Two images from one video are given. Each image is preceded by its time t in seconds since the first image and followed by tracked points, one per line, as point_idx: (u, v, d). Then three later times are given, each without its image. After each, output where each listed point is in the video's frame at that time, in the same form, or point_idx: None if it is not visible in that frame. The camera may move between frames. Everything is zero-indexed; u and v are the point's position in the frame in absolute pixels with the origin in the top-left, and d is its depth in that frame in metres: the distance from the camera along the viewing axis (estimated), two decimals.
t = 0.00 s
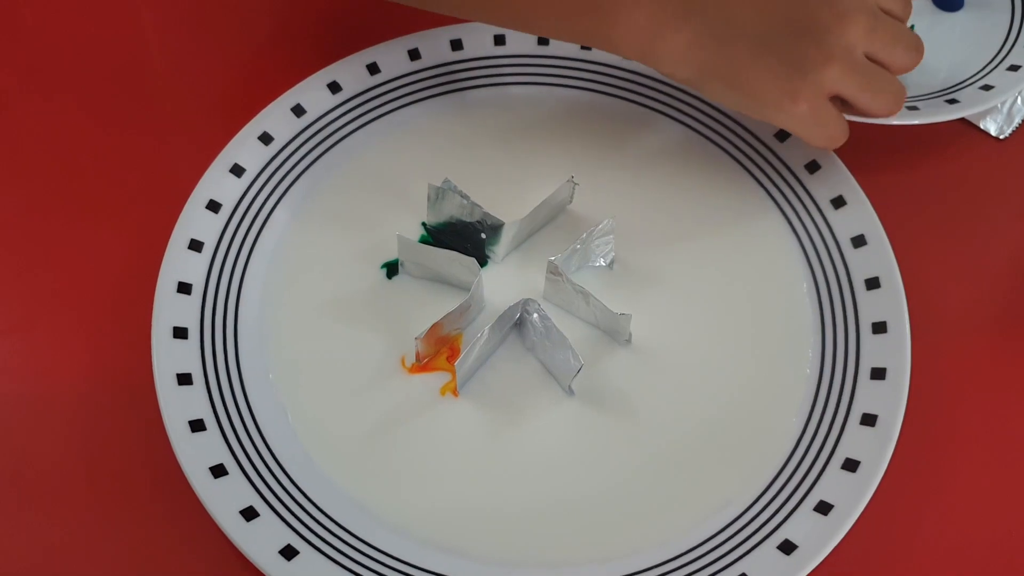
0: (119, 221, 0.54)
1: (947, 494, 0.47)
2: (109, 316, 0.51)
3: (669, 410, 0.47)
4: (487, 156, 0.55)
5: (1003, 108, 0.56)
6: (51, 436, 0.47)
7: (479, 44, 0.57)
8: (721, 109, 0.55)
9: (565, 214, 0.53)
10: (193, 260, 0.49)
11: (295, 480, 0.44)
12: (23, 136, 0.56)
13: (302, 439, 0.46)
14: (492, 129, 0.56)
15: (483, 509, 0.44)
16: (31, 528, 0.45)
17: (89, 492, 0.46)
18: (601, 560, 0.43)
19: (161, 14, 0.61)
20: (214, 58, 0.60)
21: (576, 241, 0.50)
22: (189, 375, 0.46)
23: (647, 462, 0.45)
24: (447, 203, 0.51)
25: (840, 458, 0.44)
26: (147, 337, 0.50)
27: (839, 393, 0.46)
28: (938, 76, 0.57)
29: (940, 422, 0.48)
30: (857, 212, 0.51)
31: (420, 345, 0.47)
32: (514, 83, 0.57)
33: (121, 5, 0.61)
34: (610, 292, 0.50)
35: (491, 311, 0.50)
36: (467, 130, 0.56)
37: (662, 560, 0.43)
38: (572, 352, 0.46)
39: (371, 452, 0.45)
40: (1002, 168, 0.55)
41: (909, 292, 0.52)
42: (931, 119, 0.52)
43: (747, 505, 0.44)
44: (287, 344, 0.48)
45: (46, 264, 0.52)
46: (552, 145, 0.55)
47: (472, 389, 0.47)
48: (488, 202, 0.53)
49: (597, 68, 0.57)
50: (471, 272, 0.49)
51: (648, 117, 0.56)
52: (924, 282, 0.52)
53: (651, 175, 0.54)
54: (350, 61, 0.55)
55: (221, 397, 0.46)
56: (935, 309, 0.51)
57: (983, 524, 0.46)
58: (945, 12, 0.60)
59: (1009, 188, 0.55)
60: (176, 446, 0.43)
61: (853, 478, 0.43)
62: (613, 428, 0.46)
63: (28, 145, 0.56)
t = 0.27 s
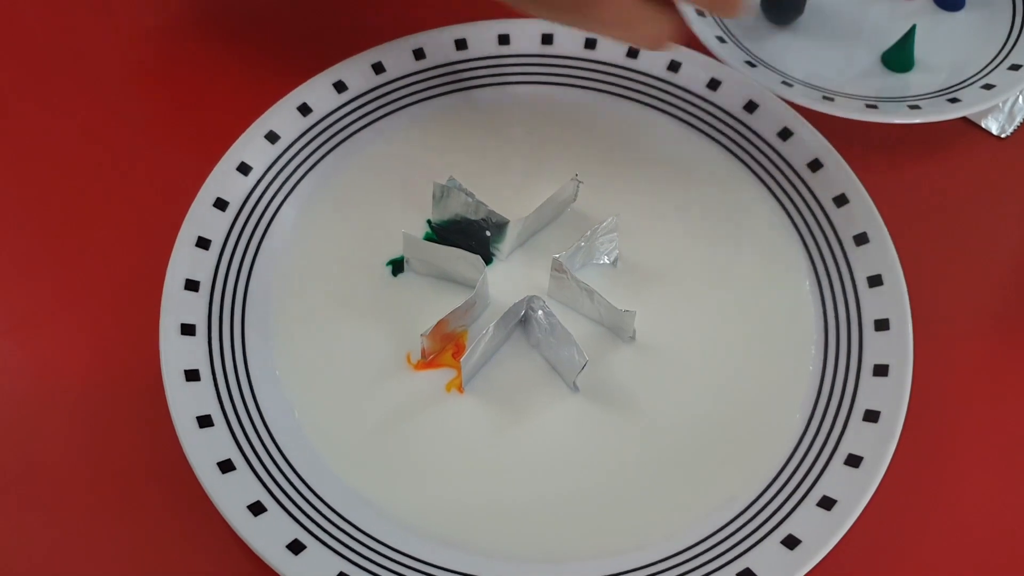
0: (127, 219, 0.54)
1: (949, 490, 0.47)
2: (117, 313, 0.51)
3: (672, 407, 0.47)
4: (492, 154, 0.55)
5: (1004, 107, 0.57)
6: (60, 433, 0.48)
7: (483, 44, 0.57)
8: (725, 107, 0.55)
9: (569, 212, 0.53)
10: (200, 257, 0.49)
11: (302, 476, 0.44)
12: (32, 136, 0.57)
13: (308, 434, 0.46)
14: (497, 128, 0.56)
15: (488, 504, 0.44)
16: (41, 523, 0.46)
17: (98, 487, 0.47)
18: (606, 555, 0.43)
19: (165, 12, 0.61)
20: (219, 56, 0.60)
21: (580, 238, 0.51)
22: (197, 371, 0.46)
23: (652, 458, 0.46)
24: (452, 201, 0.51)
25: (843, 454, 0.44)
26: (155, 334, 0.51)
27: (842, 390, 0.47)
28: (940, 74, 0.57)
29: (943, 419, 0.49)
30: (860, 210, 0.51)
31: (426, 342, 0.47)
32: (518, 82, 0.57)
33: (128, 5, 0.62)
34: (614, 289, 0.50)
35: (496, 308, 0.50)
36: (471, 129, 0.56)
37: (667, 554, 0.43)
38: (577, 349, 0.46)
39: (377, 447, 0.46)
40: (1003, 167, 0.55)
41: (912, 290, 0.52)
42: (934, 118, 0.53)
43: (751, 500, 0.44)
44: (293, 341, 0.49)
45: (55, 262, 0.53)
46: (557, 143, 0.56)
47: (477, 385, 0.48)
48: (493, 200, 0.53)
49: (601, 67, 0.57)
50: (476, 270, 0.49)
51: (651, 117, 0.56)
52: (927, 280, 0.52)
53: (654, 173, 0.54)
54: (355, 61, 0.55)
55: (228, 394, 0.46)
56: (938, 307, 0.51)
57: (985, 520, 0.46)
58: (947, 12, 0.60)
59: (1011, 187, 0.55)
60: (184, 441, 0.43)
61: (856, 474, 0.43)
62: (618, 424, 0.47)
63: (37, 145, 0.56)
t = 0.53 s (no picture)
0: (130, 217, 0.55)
1: (947, 488, 0.47)
2: (121, 311, 0.51)
3: (673, 404, 0.47)
4: (493, 154, 0.55)
5: (1003, 107, 0.57)
6: (63, 430, 0.48)
7: (485, 44, 0.58)
8: (725, 107, 0.56)
9: (570, 211, 0.54)
10: (204, 256, 0.50)
11: (305, 473, 0.45)
12: (37, 135, 0.57)
13: (310, 431, 0.46)
14: (498, 127, 0.56)
15: (489, 501, 0.44)
16: (44, 520, 0.46)
17: (101, 484, 0.47)
18: (606, 551, 0.43)
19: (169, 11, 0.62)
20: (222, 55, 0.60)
21: (581, 237, 0.51)
22: (201, 368, 0.46)
23: (652, 455, 0.46)
24: (454, 200, 0.51)
25: (843, 451, 0.45)
26: (158, 332, 0.51)
27: (842, 387, 0.47)
28: (940, 74, 0.57)
29: (942, 417, 0.49)
30: (859, 209, 0.51)
31: (428, 340, 0.47)
32: (519, 82, 0.58)
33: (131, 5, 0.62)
34: (615, 287, 0.51)
35: (498, 306, 0.50)
36: (473, 128, 0.56)
37: (666, 551, 0.43)
38: (578, 346, 0.46)
39: (379, 445, 0.46)
40: (1002, 167, 0.56)
41: (911, 288, 0.52)
42: (933, 118, 0.53)
43: (751, 497, 0.44)
44: (295, 339, 0.49)
45: (58, 260, 0.53)
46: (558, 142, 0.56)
47: (478, 383, 0.48)
48: (494, 198, 0.54)
49: (602, 67, 0.57)
50: (477, 267, 0.49)
51: (652, 116, 0.57)
52: (927, 279, 0.52)
53: (654, 172, 0.55)
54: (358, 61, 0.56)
55: (231, 391, 0.46)
56: (937, 306, 0.52)
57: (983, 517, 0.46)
58: (947, 13, 0.60)
59: (1010, 187, 0.55)
60: (188, 438, 0.44)
61: (855, 471, 0.44)
62: (619, 421, 0.47)
63: (42, 144, 0.57)
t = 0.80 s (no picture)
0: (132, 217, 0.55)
1: (947, 487, 0.47)
2: (122, 311, 0.52)
3: (673, 404, 0.47)
4: (494, 154, 0.55)
5: (1003, 108, 0.57)
6: (65, 429, 0.48)
7: (486, 45, 0.58)
8: (726, 107, 0.56)
9: (571, 211, 0.54)
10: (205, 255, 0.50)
11: (306, 472, 0.45)
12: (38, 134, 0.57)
13: (311, 430, 0.46)
14: (499, 127, 0.56)
15: (489, 501, 0.45)
16: (48, 519, 0.46)
17: (104, 483, 0.47)
18: (606, 550, 0.43)
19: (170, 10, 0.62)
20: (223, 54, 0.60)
21: (582, 237, 0.51)
22: (202, 368, 0.46)
23: (651, 454, 0.46)
24: (455, 200, 0.51)
25: (843, 451, 0.45)
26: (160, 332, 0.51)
27: (842, 387, 0.47)
28: (940, 75, 0.57)
29: (941, 417, 0.49)
30: (859, 210, 0.51)
31: (428, 341, 0.47)
32: (520, 83, 0.58)
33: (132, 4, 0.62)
34: (615, 287, 0.51)
35: (498, 306, 0.50)
36: (473, 128, 0.56)
37: (666, 550, 0.43)
38: (579, 346, 0.46)
39: (380, 444, 0.46)
40: (1002, 167, 0.56)
41: (911, 288, 0.52)
42: (933, 118, 0.53)
43: (751, 497, 0.44)
44: (296, 338, 0.49)
45: (60, 259, 0.53)
46: (559, 142, 0.56)
47: (478, 383, 0.48)
48: (495, 198, 0.54)
49: (603, 68, 0.57)
50: (478, 267, 0.49)
51: (653, 116, 0.57)
52: (926, 279, 0.53)
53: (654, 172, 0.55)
54: (358, 61, 0.56)
55: (233, 390, 0.46)
56: (937, 305, 0.52)
57: (982, 516, 0.46)
58: (947, 13, 0.60)
59: (1009, 187, 0.55)
60: (190, 438, 0.44)
61: (855, 470, 0.44)
62: (619, 421, 0.47)
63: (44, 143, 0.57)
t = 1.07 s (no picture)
0: (137, 218, 0.55)
1: (948, 488, 0.47)
2: (129, 310, 0.52)
3: (676, 404, 0.48)
4: (498, 155, 0.56)
5: (1004, 111, 0.57)
6: (72, 427, 0.49)
7: (491, 46, 0.58)
8: (728, 109, 0.56)
9: (574, 213, 0.54)
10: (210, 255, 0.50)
11: (311, 471, 0.45)
12: (45, 133, 0.57)
13: (315, 429, 0.47)
14: (503, 129, 0.57)
15: (492, 500, 0.45)
16: (55, 517, 0.47)
17: (110, 481, 0.47)
18: (608, 549, 0.44)
19: (177, 11, 0.62)
20: (229, 55, 0.61)
21: (585, 239, 0.51)
22: (208, 367, 0.47)
23: (654, 455, 0.46)
24: (459, 202, 0.52)
25: (845, 451, 0.45)
26: (166, 331, 0.52)
27: (844, 388, 0.47)
28: (942, 78, 0.58)
29: (942, 418, 0.49)
30: (861, 212, 0.52)
31: (433, 340, 0.47)
32: (523, 85, 0.58)
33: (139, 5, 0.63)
34: (618, 288, 0.51)
35: (502, 306, 0.51)
36: (478, 129, 0.57)
37: (668, 550, 0.43)
38: (582, 346, 0.47)
39: (384, 443, 0.46)
40: (1004, 170, 0.56)
41: (913, 290, 0.53)
42: (934, 121, 0.54)
43: (753, 496, 0.45)
44: (300, 338, 0.49)
45: (67, 259, 0.54)
46: (562, 144, 0.56)
47: (482, 383, 0.48)
48: (499, 199, 0.54)
49: (606, 70, 0.58)
50: (482, 269, 0.49)
51: (655, 118, 0.57)
52: (928, 281, 0.53)
53: (657, 174, 0.55)
54: (364, 63, 0.56)
55: (238, 389, 0.47)
56: (938, 307, 0.52)
57: (983, 517, 0.47)
58: (949, 17, 0.61)
59: (1011, 190, 0.55)
60: (195, 436, 0.44)
61: (857, 471, 0.44)
62: (622, 421, 0.47)
63: (49, 143, 0.57)
